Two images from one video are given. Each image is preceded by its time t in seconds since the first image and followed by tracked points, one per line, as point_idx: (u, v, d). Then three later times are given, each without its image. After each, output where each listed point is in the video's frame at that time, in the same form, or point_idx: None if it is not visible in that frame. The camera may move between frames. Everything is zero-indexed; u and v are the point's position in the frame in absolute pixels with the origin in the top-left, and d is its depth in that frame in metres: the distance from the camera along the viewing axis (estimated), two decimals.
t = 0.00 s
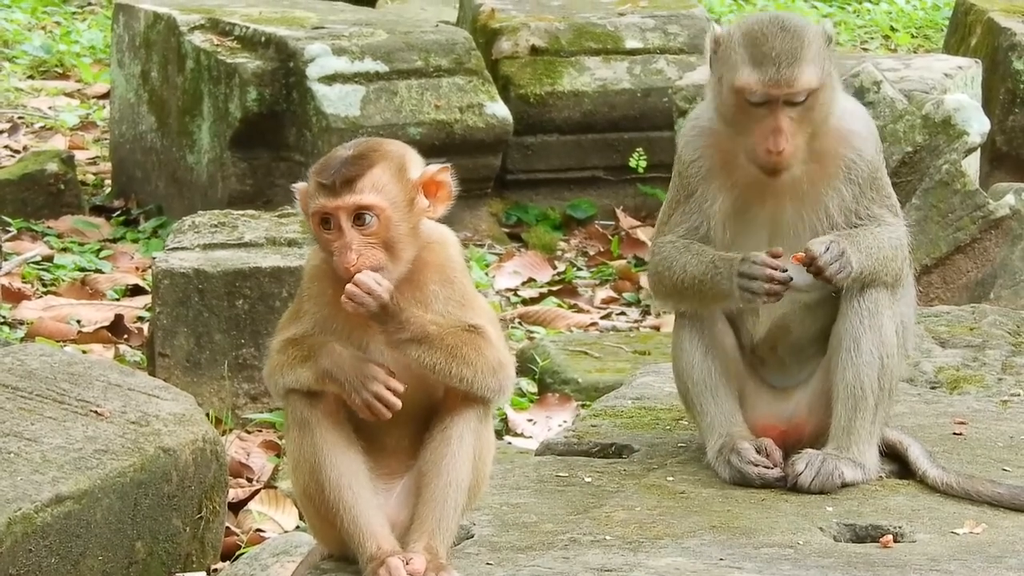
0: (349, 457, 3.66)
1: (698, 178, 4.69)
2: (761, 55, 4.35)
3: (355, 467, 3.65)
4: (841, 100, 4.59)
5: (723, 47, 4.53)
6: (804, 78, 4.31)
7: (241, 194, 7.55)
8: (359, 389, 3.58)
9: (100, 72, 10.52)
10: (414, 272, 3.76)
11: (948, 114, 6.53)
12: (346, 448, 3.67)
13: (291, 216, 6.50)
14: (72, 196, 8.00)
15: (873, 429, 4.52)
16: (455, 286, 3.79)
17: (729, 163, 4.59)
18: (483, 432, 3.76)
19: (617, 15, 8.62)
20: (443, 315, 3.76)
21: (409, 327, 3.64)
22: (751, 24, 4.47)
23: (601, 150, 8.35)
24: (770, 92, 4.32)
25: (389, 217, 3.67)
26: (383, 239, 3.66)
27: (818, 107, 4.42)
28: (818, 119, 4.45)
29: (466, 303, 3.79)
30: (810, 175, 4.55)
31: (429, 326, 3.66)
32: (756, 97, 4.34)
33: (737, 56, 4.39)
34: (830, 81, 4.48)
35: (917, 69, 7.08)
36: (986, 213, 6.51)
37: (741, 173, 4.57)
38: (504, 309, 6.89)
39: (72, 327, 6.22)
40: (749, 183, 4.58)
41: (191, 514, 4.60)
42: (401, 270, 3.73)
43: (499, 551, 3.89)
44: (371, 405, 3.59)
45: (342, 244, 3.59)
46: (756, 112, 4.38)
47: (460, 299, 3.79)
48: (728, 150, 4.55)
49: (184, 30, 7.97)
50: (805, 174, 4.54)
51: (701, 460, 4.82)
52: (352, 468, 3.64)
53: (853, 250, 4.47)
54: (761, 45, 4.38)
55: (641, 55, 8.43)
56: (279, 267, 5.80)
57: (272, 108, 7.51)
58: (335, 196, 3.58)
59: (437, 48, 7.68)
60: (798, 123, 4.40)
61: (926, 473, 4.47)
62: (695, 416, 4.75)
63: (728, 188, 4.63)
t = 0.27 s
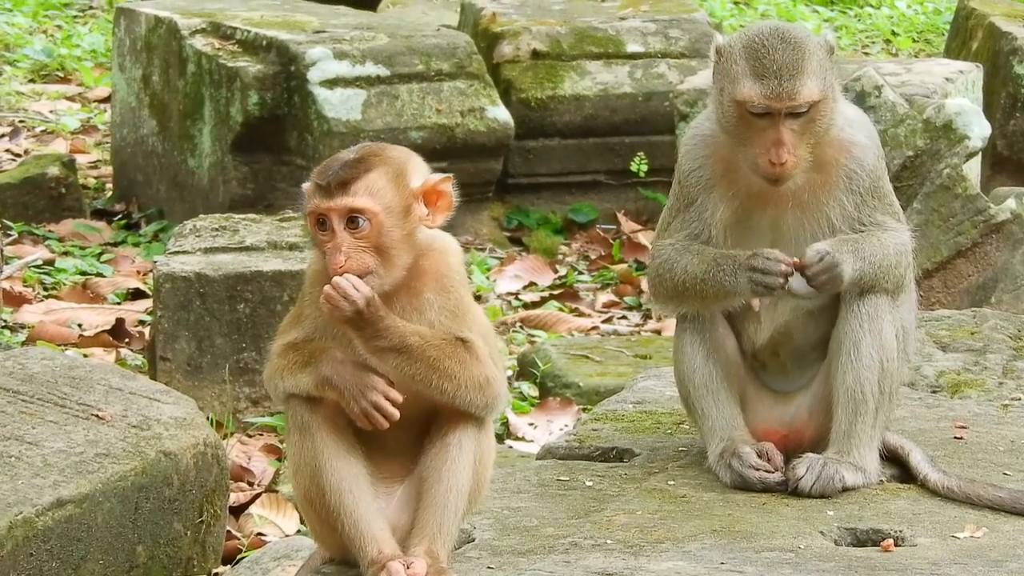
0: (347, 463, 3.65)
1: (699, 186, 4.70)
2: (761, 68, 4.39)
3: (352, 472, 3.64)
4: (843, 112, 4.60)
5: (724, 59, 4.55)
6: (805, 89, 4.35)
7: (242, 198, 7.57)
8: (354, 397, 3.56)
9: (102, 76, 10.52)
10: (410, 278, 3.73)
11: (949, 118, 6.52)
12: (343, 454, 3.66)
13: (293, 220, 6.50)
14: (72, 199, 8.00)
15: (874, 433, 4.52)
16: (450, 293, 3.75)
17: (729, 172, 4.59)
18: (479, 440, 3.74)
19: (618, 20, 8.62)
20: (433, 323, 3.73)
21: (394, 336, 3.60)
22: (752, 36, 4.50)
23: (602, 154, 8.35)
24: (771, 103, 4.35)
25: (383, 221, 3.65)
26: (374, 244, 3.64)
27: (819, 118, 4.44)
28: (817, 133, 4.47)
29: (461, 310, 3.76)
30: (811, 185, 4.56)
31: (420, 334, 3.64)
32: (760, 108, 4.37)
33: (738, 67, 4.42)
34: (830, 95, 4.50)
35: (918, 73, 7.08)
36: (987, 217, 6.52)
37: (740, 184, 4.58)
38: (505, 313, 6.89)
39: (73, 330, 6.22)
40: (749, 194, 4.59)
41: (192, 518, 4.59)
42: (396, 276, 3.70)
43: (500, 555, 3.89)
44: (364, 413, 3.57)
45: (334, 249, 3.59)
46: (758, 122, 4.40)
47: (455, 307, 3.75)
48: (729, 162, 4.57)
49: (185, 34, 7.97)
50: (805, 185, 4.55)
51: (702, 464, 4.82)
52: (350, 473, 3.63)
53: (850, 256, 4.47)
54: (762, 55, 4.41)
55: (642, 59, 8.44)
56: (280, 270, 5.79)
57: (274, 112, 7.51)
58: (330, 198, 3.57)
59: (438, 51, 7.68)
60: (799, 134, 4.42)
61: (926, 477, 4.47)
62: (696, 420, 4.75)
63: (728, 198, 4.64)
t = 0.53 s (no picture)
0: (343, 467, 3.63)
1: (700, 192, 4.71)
2: (774, 96, 4.32)
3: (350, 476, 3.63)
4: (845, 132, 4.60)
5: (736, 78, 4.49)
6: (817, 120, 4.29)
7: (241, 201, 7.56)
8: (350, 406, 3.56)
9: (101, 79, 10.53)
10: (408, 282, 3.71)
11: (948, 121, 6.51)
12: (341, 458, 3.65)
13: (293, 222, 6.49)
14: (72, 202, 8.00)
15: (872, 436, 4.52)
16: (447, 299, 3.74)
17: (729, 180, 4.61)
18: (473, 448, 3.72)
19: (618, 22, 8.62)
20: (429, 330, 3.73)
21: (386, 342, 3.60)
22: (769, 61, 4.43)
23: (601, 156, 8.34)
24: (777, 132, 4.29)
25: (380, 222, 3.62)
26: (371, 246, 3.61)
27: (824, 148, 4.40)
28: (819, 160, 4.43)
29: (458, 316, 3.74)
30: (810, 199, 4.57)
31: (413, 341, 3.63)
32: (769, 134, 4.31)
33: (751, 90, 4.36)
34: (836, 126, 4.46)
35: (917, 76, 7.09)
36: (986, 220, 6.53)
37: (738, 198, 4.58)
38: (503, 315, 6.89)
39: (73, 333, 6.22)
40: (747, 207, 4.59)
41: (191, 521, 4.59)
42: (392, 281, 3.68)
43: (499, 557, 3.88)
44: (358, 422, 3.56)
45: (330, 247, 3.56)
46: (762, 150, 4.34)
47: (451, 314, 3.73)
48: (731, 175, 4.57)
49: (185, 37, 7.97)
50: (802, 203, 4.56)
51: (701, 466, 4.82)
52: (347, 476, 3.63)
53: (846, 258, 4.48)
54: (776, 84, 4.35)
55: (642, 62, 8.43)
56: (280, 273, 5.78)
57: (273, 115, 7.50)
58: (328, 197, 3.55)
59: (438, 54, 7.68)
60: (803, 163, 4.38)
61: (925, 479, 4.47)
62: (696, 422, 4.74)
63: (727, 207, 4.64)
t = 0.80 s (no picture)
0: (342, 468, 3.63)
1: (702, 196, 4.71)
2: (811, 102, 4.36)
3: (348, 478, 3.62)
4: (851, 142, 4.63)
5: (762, 84, 4.50)
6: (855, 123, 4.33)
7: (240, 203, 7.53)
8: (346, 410, 3.53)
9: (98, 81, 10.51)
10: (408, 282, 3.70)
11: (947, 122, 6.50)
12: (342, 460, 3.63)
13: (291, 224, 6.49)
14: (70, 205, 7.99)
15: (871, 437, 4.52)
16: (447, 299, 3.73)
17: (735, 183, 4.63)
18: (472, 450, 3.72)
19: (615, 24, 8.63)
20: (430, 330, 3.72)
21: (384, 344, 3.59)
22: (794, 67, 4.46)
23: (599, 158, 8.35)
24: (814, 139, 4.32)
25: (376, 221, 3.58)
26: (364, 246, 3.58)
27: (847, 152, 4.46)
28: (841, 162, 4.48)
29: (460, 316, 3.74)
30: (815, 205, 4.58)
31: (412, 341, 3.63)
32: (806, 139, 4.34)
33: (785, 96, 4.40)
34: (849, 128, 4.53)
35: (915, 77, 7.09)
36: (984, 221, 6.51)
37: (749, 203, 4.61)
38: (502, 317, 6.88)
39: (71, 335, 6.21)
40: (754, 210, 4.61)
41: (190, 523, 4.59)
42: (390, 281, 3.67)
43: (498, 558, 3.88)
44: (354, 427, 3.53)
45: (325, 246, 3.53)
46: (799, 156, 4.37)
47: (452, 314, 3.73)
48: (744, 179, 4.59)
49: (183, 39, 7.97)
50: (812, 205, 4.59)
51: (700, 468, 4.81)
52: (345, 478, 3.62)
53: (850, 255, 4.53)
54: (810, 91, 4.38)
55: (640, 63, 8.44)
56: (278, 275, 5.78)
57: (271, 117, 7.50)
58: (325, 194, 3.53)
59: (436, 56, 7.69)
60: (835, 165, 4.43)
61: (923, 480, 4.47)
62: (693, 424, 4.74)
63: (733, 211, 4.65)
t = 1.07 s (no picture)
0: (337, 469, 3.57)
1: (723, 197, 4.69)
2: (847, 98, 4.36)
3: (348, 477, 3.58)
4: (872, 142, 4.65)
5: (791, 82, 4.51)
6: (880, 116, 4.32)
7: (239, 204, 7.51)
8: (334, 413, 3.45)
9: (97, 82, 10.51)
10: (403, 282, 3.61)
11: (946, 122, 6.50)
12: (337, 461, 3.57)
13: (290, 225, 6.49)
14: (68, 205, 7.98)
15: (874, 430, 4.51)
16: (440, 299, 3.63)
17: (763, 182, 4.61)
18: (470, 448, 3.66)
19: (614, 25, 8.62)
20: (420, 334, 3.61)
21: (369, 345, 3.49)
22: (830, 65, 4.46)
23: (599, 159, 8.35)
24: (850, 135, 4.31)
25: (359, 211, 3.51)
26: (346, 234, 3.52)
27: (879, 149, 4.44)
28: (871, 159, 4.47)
29: (452, 318, 3.63)
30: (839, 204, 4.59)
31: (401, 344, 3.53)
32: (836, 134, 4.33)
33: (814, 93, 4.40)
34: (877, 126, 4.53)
35: (915, 78, 7.09)
36: (984, 221, 6.53)
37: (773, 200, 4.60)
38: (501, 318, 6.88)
39: (70, 335, 6.20)
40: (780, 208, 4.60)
41: (189, 523, 4.58)
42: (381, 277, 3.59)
43: (497, 558, 3.87)
44: (341, 429, 3.45)
45: (310, 228, 3.51)
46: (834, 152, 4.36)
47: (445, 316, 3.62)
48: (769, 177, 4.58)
49: (182, 39, 7.97)
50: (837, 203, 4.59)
51: (699, 468, 4.81)
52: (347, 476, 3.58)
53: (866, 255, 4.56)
54: (845, 87, 4.38)
55: (640, 64, 8.44)
56: (278, 275, 5.78)
57: (270, 117, 7.50)
58: (313, 178, 3.51)
59: (435, 57, 7.69)
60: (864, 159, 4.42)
61: (921, 478, 4.48)
62: (688, 428, 4.74)
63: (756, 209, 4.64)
